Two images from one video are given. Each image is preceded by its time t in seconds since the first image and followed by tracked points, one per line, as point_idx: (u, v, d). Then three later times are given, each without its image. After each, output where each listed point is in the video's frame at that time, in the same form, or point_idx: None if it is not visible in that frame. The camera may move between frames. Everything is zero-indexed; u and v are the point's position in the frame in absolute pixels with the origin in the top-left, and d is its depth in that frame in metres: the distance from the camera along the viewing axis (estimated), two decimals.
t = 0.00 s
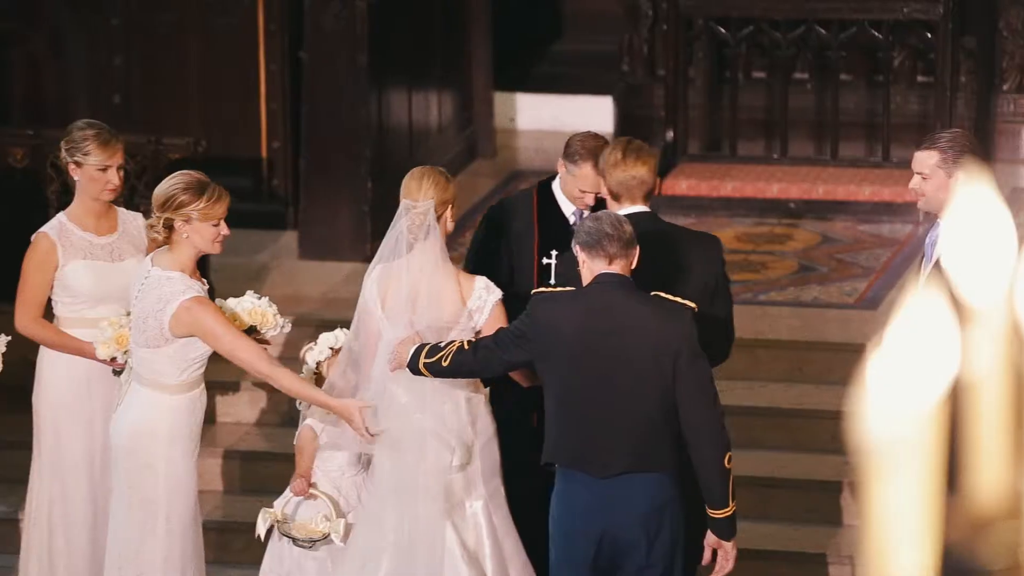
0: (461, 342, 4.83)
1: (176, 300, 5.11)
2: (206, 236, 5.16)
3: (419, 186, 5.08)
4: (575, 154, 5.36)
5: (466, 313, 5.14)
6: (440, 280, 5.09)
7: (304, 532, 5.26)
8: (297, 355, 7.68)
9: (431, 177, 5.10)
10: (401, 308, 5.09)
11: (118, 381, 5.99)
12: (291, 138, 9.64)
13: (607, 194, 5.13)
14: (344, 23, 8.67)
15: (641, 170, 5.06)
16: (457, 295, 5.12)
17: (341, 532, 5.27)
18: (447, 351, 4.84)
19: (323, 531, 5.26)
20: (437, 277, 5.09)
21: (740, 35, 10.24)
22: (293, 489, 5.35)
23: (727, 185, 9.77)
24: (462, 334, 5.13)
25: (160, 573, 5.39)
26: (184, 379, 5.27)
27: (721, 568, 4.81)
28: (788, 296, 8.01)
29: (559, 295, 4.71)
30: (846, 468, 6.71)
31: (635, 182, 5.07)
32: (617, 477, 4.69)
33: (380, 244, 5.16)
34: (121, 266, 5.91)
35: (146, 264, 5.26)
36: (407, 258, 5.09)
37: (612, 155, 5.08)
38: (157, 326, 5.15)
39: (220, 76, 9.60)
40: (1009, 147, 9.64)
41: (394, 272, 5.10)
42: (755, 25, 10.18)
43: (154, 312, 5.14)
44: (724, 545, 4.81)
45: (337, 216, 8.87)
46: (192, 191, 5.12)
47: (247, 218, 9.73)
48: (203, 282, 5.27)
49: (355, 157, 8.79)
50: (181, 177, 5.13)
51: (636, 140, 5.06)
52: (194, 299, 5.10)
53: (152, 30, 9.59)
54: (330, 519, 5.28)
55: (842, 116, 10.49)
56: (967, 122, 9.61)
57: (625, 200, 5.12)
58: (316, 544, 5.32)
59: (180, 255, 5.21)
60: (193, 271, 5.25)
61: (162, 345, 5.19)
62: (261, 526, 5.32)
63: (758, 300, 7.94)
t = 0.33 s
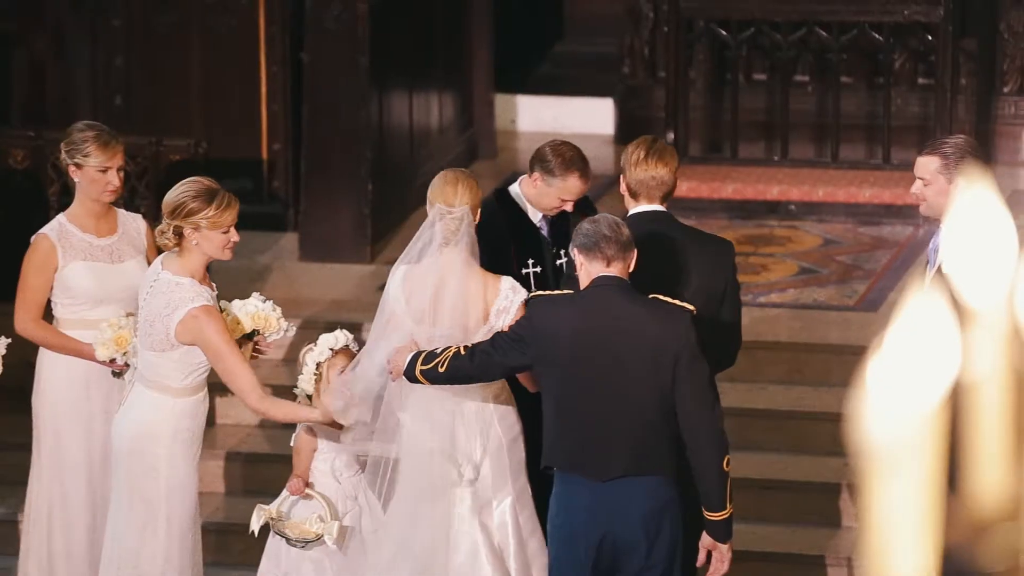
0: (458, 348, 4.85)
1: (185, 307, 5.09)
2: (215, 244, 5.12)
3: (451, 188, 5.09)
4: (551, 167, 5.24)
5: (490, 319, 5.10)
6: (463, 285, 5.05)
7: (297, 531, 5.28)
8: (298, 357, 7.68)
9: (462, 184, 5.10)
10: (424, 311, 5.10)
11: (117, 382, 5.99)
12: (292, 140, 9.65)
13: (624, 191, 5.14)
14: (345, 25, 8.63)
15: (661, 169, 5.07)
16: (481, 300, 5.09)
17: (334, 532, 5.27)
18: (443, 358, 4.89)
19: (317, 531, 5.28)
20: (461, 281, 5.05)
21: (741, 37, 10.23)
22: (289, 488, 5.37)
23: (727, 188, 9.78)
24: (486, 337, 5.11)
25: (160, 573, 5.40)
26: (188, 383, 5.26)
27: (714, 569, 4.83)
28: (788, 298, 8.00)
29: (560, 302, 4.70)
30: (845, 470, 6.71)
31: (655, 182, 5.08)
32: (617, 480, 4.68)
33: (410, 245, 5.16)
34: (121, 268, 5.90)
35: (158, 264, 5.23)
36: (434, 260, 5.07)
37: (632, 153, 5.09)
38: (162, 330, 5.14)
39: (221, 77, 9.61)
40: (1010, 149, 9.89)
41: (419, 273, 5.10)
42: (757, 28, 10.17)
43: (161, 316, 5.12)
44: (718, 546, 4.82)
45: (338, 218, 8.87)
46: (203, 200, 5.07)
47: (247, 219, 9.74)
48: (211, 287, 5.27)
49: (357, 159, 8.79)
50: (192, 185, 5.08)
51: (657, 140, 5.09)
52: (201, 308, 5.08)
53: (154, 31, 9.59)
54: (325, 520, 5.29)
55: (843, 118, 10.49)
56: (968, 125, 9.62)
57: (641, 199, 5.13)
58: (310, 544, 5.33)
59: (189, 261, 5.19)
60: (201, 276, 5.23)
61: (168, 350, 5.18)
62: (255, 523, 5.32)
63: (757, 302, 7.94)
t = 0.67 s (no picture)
0: (446, 357, 4.87)
1: (172, 308, 5.06)
2: (205, 248, 5.12)
3: (469, 188, 5.10)
4: (552, 160, 5.31)
5: (493, 325, 5.12)
6: (473, 288, 5.06)
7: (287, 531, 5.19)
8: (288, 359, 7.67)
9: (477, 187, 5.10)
10: (431, 311, 5.11)
11: (108, 383, 5.98)
12: (282, 142, 9.65)
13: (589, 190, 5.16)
14: (335, 27, 8.63)
15: (624, 168, 5.08)
16: (486, 302, 5.10)
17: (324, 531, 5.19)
18: (432, 367, 4.91)
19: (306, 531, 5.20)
20: (471, 285, 5.06)
21: (732, 39, 10.23)
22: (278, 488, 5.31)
23: (718, 189, 9.78)
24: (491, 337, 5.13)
25: (150, 573, 5.39)
26: (179, 385, 5.26)
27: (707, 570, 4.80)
28: (779, 300, 8.00)
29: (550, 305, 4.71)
30: (836, 472, 6.71)
31: (617, 181, 5.08)
32: (610, 483, 4.67)
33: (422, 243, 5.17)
34: (111, 270, 5.89)
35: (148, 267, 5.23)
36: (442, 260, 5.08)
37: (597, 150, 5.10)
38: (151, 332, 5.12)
39: (212, 79, 9.60)
40: (1000, 150, 9.91)
41: (426, 270, 5.11)
42: (747, 29, 10.17)
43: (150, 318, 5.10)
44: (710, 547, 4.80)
45: (328, 220, 8.87)
46: (195, 203, 5.06)
47: (238, 221, 9.73)
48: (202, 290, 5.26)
49: (347, 160, 8.78)
50: (184, 189, 5.07)
51: (620, 138, 5.09)
52: (188, 309, 5.05)
53: (145, 31, 9.58)
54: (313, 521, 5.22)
55: (833, 121, 10.50)
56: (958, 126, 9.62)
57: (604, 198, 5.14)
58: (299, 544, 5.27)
59: (179, 263, 5.18)
60: (191, 279, 5.22)
61: (158, 351, 5.17)
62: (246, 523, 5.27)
63: (747, 304, 7.94)
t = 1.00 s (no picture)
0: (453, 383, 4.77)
1: (164, 305, 5.07)
2: (198, 244, 5.11)
3: (461, 185, 5.22)
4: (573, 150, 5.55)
5: (496, 322, 5.21)
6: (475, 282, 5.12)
7: (288, 531, 5.28)
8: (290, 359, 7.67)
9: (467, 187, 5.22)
10: (435, 309, 5.14)
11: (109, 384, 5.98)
12: (283, 143, 9.67)
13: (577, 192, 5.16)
14: (336, 27, 8.64)
15: (603, 167, 5.08)
16: (485, 299, 5.17)
17: (325, 531, 5.27)
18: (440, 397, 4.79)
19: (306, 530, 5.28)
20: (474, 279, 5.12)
21: (733, 40, 10.24)
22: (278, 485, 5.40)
23: (719, 190, 9.73)
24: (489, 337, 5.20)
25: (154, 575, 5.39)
26: (177, 384, 5.26)
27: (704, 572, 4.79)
28: (780, 300, 8.01)
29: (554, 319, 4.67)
30: (837, 473, 6.71)
31: (603, 181, 5.08)
32: (615, 484, 4.67)
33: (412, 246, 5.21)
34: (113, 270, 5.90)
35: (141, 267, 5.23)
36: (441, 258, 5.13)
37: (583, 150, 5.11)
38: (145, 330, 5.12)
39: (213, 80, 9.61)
40: (1001, 151, 9.67)
41: (425, 266, 5.15)
42: (748, 30, 10.17)
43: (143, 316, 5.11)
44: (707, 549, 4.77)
45: (330, 221, 8.87)
46: (186, 200, 5.07)
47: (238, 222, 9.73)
48: (197, 287, 5.26)
49: (348, 159, 8.78)
50: (177, 186, 5.09)
51: (604, 136, 5.10)
52: (181, 304, 5.06)
53: (145, 32, 9.58)
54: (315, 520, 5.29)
55: (833, 121, 10.49)
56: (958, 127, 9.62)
57: (591, 199, 5.12)
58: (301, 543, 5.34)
59: (172, 260, 5.17)
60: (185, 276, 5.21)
61: (153, 349, 5.18)
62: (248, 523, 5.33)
63: (748, 305, 7.95)
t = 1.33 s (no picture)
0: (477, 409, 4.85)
1: (164, 305, 5.05)
2: (195, 242, 5.11)
3: (452, 186, 5.16)
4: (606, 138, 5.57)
5: (495, 319, 5.16)
6: (470, 279, 5.10)
7: (290, 533, 5.27)
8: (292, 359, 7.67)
9: (464, 184, 5.17)
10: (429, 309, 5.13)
11: (112, 385, 5.98)
12: (285, 143, 9.64)
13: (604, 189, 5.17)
14: (338, 28, 8.63)
15: (631, 156, 5.11)
16: (483, 302, 5.13)
17: (326, 532, 5.27)
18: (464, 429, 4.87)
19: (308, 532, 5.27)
20: (468, 276, 5.10)
21: (736, 41, 10.24)
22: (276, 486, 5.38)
23: (722, 190, 9.71)
24: (488, 336, 5.17)
25: None
26: (179, 383, 5.26)
27: None
28: (783, 301, 8.01)
29: (561, 323, 4.66)
30: (840, 474, 6.71)
31: (623, 167, 5.11)
32: (623, 486, 4.66)
33: (411, 251, 5.23)
34: (115, 270, 5.89)
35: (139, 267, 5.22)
36: (436, 262, 5.12)
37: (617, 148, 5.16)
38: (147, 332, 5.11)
39: (215, 81, 9.60)
40: (1003, 152, 9.63)
41: (420, 271, 5.15)
42: (750, 31, 10.17)
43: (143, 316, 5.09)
44: (703, 554, 4.77)
45: (333, 222, 8.87)
46: (180, 199, 5.06)
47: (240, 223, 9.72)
48: (195, 286, 5.25)
49: (351, 159, 8.78)
50: (173, 184, 5.08)
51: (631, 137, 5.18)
52: (181, 304, 5.04)
53: (147, 32, 9.58)
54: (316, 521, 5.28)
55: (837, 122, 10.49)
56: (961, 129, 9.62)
57: (618, 190, 5.13)
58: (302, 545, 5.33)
59: (169, 260, 5.16)
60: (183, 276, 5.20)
61: (155, 350, 5.17)
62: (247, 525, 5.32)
63: (751, 306, 7.95)
